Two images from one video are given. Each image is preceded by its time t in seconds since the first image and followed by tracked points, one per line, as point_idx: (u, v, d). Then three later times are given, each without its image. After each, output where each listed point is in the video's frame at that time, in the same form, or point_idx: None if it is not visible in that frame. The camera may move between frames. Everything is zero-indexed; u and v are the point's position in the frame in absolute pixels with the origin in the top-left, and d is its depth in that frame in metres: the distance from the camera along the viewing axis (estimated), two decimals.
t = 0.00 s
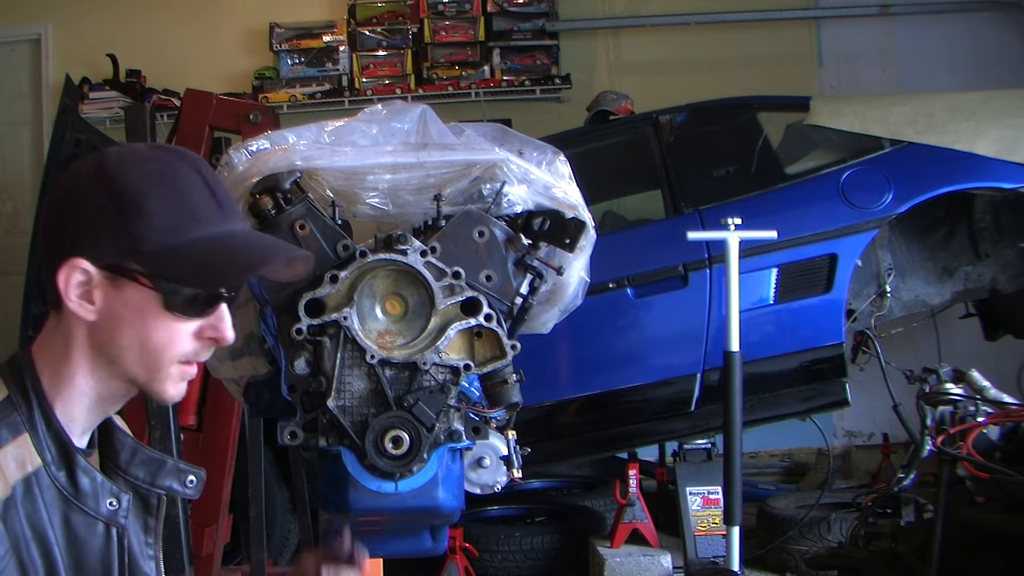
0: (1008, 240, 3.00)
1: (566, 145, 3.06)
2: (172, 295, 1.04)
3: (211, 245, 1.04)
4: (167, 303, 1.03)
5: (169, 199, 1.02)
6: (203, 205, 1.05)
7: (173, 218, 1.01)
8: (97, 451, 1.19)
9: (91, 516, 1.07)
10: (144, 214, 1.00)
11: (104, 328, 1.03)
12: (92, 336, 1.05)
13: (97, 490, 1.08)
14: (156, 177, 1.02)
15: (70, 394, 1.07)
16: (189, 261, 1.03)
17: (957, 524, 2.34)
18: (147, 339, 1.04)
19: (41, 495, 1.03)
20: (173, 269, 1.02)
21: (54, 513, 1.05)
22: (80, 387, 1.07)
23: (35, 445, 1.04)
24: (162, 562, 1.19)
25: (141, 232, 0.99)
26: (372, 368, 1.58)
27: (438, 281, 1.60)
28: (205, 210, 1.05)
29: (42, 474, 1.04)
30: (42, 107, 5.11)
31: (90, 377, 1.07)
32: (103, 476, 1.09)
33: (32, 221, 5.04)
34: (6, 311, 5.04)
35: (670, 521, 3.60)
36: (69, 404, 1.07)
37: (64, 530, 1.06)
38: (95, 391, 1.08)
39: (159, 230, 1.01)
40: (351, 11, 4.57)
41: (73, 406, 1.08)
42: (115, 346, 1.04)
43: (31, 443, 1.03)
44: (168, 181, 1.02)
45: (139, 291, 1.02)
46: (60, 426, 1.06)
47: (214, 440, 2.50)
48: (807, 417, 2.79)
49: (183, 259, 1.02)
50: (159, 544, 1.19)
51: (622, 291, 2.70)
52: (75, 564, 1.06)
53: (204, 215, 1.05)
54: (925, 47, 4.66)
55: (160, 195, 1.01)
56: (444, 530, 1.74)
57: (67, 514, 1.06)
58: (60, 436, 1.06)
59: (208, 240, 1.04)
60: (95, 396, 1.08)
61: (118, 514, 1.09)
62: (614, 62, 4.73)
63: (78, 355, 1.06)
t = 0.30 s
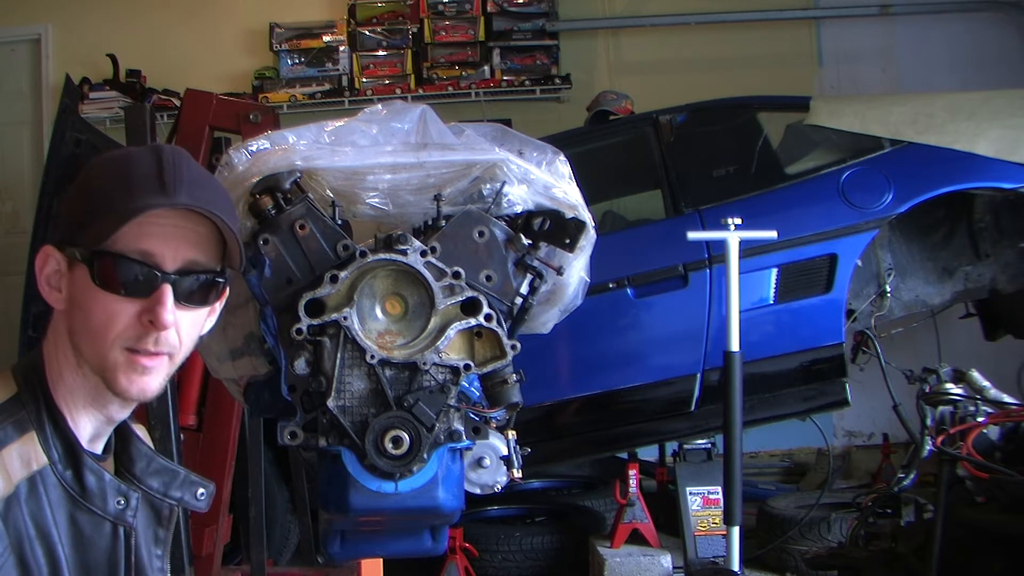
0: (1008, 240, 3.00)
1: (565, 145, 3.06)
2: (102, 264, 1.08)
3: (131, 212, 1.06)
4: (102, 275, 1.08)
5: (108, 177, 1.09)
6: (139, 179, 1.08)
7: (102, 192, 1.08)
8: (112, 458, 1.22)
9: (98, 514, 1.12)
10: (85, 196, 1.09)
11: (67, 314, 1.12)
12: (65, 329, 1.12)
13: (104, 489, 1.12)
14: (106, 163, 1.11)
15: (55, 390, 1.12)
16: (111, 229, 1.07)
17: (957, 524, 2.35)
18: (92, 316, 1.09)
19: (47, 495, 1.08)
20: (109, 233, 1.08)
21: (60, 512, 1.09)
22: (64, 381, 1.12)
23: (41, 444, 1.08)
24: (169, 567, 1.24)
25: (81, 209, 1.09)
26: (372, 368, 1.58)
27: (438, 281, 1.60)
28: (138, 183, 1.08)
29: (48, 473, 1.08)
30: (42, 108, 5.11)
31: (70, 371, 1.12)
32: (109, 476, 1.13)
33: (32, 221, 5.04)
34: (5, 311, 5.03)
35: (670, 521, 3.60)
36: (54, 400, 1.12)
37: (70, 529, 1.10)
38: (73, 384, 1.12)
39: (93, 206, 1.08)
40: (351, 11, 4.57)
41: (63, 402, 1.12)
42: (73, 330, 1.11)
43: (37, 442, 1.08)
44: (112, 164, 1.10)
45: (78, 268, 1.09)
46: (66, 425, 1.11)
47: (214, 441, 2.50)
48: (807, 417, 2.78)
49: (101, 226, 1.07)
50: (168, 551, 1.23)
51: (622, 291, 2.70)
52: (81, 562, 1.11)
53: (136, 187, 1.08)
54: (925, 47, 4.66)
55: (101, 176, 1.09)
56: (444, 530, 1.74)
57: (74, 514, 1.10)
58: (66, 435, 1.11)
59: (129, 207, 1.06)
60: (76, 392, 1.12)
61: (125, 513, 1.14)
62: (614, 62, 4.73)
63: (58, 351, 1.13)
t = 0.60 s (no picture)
0: (1008, 240, 3.00)
1: (565, 145, 3.07)
2: (97, 262, 1.09)
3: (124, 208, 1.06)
4: (97, 274, 1.09)
5: (103, 174, 1.09)
6: (132, 176, 1.08)
7: (95, 190, 1.08)
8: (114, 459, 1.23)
9: (99, 517, 1.12)
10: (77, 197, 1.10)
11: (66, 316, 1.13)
12: (65, 332, 1.13)
13: (105, 491, 1.12)
14: (102, 162, 1.12)
15: (55, 392, 1.12)
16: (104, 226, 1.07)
17: (957, 524, 2.35)
18: (87, 318, 1.09)
19: (46, 497, 1.07)
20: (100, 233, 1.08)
21: (61, 514, 1.09)
22: (64, 382, 1.13)
23: (41, 446, 1.08)
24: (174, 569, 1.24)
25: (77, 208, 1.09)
26: (372, 368, 1.58)
27: (438, 281, 1.60)
28: (132, 179, 1.08)
29: (48, 476, 1.08)
30: (42, 108, 5.11)
31: (68, 372, 1.13)
32: (111, 478, 1.13)
33: (32, 222, 5.05)
34: (5, 311, 5.04)
35: (670, 521, 3.60)
36: (55, 401, 1.12)
37: (71, 531, 1.10)
38: (73, 386, 1.13)
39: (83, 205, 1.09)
40: (351, 11, 4.57)
41: (62, 403, 1.12)
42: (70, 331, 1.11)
43: (37, 445, 1.08)
44: (107, 161, 1.10)
45: (73, 269, 1.10)
46: (68, 428, 1.11)
47: (213, 441, 2.50)
48: (807, 417, 2.78)
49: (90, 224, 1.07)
50: (173, 553, 1.23)
51: (622, 292, 2.70)
52: (83, 565, 1.11)
53: (129, 183, 1.08)
54: (925, 47, 4.66)
55: (95, 173, 1.09)
56: (444, 530, 1.74)
57: (75, 516, 1.10)
58: (67, 437, 1.10)
59: (121, 203, 1.07)
60: (75, 394, 1.13)
61: (127, 516, 1.14)
62: (614, 62, 4.73)
63: (58, 352, 1.14)
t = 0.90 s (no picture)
0: (1008, 240, 3.00)
1: (565, 145, 3.06)
2: (90, 263, 1.08)
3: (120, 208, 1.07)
4: (92, 276, 1.09)
5: (95, 175, 1.10)
6: (126, 177, 1.09)
7: (88, 191, 1.09)
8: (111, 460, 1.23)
9: (96, 519, 1.12)
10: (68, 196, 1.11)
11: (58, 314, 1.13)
12: (57, 328, 1.13)
13: (102, 493, 1.12)
14: (92, 162, 1.12)
15: (50, 394, 1.12)
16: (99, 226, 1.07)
17: (958, 524, 2.35)
18: (81, 319, 1.09)
19: (43, 499, 1.07)
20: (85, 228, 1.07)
21: (57, 516, 1.09)
22: (60, 384, 1.13)
23: (37, 448, 1.08)
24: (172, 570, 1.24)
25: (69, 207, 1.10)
26: (373, 368, 1.58)
27: (438, 281, 1.60)
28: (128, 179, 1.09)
29: (45, 478, 1.08)
30: (42, 108, 5.11)
31: (61, 368, 1.13)
32: (108, 480, 1.13)
33: (32, 222, 5.05)
34: (5, 311, 5.04)
35: (670, 521, 3.60)
36: (51, 403, 1.12)
37: (67, 533, 1.10)
38: (68, 387, 1.13)
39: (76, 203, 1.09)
40: (351, 11, 4.57)
41: (57, 404, 1.13)
42: (64, 332, 1.11)
43: (33, 447, 1.08)
44: (102, 162, 1.11)
45: (67, 270, 1.10)
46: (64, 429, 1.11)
47: (213, 440, 2.50)
48: (807, 417, 2.78)
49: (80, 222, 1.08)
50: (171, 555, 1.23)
51: (622, 292, 2.70)
52: (80, 566, 1.11)
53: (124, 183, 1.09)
54: (925, 47, 4.66)
55: (89, 175, 1.10)
56: (444, 531, 1.74)
57: (71, 518, 1.10)
58: (63, 439, 1.10)
59: (117, 203, 1.07)
60: (70, 394, 1.13)
61: (124, 518, 1.14)
62: (614, 62, 4.73)
63: (51, 347, 1.14)
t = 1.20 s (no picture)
0: (1008, 240, 3.00)
1: (565, 145, 3.06)
2: (78, 262, 1.09)
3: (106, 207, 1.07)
4: (80, 274, 1.09)
5: (80, 173, 1.10)
6: (112, 175, 1.09)
7: (73, 189, 1.09)
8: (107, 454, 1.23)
9: (87, 517, 1.11)
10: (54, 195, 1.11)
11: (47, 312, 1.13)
12: (47, 326, 1.14)
13: (94, 491, 1.11)
14: (77, 160, 1.12)
15: (41, 392, 1.13)
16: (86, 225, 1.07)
17: (958, 524, 2.35)
18: (70, 318, 1.09)
19: (33, 497, 1.07)
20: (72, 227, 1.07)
21: (48, 514, 1.09)
22: (51, 382, 1.13)
23: (28, 446, 1.08)
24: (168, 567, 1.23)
25: (56, 206, 1.10)
26: (372, 368, 1.58)
27: (438, 281, 1.60)
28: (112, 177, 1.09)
29: (35, 476, 1.08)
30: (42, 108, 5.11)
31: (52, 366, 1.13)
32: (99, 478, 1.12)
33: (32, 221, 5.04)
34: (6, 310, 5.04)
35: (670, 521, 3.60)
36: (42, 401, 1.12)
37: (59, 531, 1.10)
38: (59, 384, 1.13)
39: (62, 202, 1.09)
40: (351, 11, 4.57)
41: (49, 402, 1.13)
42: (53, 330, 1.12)
43: (24, 445, 1.08)
44: (87, 159, 1.11)
45: (55, 269, 1.10)
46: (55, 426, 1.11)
47: (213, 440, 2.50)
48: (807, 417, 2.78)
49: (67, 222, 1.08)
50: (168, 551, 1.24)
51: (622, 291, 2.70)
52: (71, 564, 1.11)
53: (109, 181, 1.08)
54: (925, 47, 4.66)
55: (75, 173, 1.10)
56: (444, 530, 1.74)
57: (63, 516, 1.10)
58: (54, 438, 1.10)
59: (104, 202, 1.07)
60: (62, 391, 1.13)
61: (116, 516, 1.13)
62: (614, 62, 4.73)
63: (42, 345, 1.15)
